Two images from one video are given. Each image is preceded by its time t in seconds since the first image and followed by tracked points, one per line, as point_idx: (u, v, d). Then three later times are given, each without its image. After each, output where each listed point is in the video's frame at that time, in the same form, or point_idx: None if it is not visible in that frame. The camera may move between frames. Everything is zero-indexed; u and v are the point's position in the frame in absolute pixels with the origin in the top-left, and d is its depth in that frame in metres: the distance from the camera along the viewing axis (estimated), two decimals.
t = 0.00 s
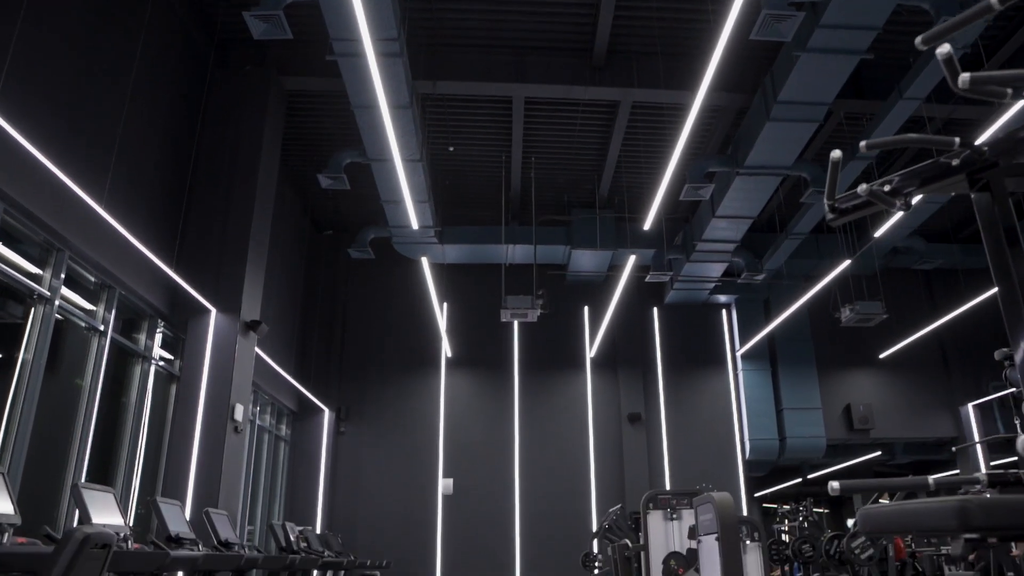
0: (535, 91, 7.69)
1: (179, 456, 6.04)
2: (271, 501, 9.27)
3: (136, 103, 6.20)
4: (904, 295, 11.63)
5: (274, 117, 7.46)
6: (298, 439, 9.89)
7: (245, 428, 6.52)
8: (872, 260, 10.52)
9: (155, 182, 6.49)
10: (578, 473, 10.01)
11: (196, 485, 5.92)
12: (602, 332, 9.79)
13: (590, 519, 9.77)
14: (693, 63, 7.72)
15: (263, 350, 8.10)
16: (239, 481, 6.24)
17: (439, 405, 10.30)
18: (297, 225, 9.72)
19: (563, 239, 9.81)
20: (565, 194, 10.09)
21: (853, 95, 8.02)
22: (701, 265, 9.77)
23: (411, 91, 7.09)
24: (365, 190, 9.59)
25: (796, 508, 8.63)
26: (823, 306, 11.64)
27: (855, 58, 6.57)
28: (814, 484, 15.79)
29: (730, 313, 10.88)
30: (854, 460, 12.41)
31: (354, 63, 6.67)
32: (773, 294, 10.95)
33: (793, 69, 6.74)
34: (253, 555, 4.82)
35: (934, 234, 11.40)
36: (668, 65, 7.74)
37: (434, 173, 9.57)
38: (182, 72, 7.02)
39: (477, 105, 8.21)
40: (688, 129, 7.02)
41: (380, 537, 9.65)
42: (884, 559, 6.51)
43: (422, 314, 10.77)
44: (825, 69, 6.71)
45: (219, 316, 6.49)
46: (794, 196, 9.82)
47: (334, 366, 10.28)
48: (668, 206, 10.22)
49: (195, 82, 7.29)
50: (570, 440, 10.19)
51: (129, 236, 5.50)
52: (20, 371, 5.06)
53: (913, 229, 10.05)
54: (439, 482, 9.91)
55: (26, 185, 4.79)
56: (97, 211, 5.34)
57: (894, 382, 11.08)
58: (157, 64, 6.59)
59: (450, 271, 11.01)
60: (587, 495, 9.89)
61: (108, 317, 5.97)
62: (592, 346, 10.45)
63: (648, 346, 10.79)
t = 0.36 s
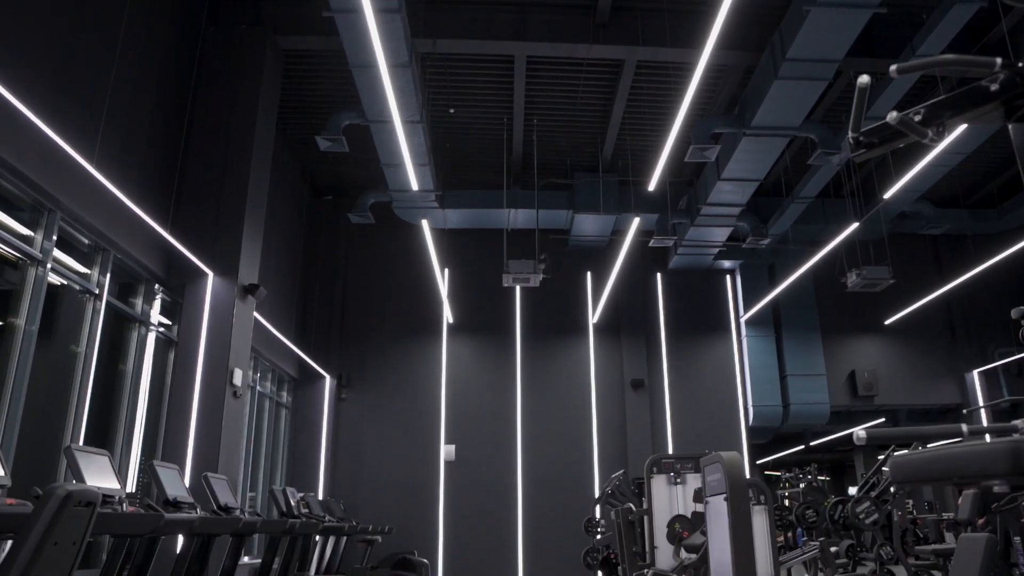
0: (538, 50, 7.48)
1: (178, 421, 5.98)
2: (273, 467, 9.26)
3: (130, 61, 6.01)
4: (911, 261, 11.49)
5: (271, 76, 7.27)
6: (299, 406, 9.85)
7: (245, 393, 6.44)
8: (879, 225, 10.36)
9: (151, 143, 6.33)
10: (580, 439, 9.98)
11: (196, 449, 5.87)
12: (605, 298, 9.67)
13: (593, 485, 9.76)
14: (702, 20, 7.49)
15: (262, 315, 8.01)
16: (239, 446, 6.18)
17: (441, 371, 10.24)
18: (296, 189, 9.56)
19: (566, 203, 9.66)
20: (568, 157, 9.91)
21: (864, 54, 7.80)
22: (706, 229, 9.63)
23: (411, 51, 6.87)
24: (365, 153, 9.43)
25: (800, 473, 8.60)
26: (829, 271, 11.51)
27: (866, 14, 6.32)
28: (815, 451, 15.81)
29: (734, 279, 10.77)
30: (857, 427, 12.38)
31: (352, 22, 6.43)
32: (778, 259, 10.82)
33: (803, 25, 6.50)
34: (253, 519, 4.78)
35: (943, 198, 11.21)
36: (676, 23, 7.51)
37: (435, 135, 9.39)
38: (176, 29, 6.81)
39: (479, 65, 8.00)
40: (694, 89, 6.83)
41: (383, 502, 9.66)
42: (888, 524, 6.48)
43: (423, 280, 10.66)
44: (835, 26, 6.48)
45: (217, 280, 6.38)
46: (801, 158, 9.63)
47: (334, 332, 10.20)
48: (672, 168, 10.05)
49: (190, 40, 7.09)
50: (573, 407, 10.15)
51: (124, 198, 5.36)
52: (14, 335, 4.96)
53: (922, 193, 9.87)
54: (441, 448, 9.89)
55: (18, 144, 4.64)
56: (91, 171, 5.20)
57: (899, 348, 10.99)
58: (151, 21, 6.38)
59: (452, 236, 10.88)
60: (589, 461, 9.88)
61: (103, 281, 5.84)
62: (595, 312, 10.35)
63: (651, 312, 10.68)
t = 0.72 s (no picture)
0: (545, 16, 7.27)
1: (180, 394, 5.91)
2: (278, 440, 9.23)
3: (126, 27, 5.84)
4: (924, 233, 11.30)
5: (271, 43, 7.08)
6: (304, 379, 9.80)
7: (247, 365, 6.36)
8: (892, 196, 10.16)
9: (149, 111, 6.19)
10: (586, 413, 9.91)
11: (199, 422, 5.81)
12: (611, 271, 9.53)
13: (600, 458, 9.71)
14: None
15: (264, 288, 7.91)
16: (241, 419, 6.11)
17: (447, 345, 10.16)
18: (300, 160, 9.42)
19: (573, 174, 9.50)
20: (575, 127, 9.73)
21: (881, 18, 7.56)
22: (715, 200, 9.47)
23: (413, 17, 6.66)
24: (369, 124, 9.26)
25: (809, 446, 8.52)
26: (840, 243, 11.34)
27: None
28: (824, 425, 15.75)
29: (743, 251, 10.62)
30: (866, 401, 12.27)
31: None
32: (788, 231, 10.64)
33: None
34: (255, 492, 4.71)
35: (959, 168, 10.97)
36: None
37: (439, 105, 9.22)
38: None
39: (483, 32, 7.79)
40: (704, 53, 6.63)
41: (389, 476, 9.64)
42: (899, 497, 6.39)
43: (429, 254, 10.54)
44: None
45: (217, 251, 6.27)
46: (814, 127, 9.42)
47: (338, 305, 10.11)
48: (681, 138, 9.86)
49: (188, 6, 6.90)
50: (580, 380, 10.06)
51: (121, 166, 5.24)
52: (10, 306, 4.87)
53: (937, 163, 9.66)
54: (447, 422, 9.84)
55: (11, 109, 4.51)
56: (86, 138, 5.07)
57: (910, 321, 10.84)
58: None
59: (457, 209, 10.73)
60: (596, 435, 9.81)
61: (101, 252, 5.73)
62: (602, 285, 10.22)
63: (659, 285, 10.54)
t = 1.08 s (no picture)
0: None
1: (179, 372, 5.81)
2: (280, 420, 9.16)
3: None
4: (933, 211, 11.12)
5: (268, 14, 6.90)
6: (305, 359, 9.72)
7: (247, 343, 6.26)
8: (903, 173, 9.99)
9: (143, 83, 6.03)
10: (590, 393, 9.82)
11: (198, 401, 5.72)
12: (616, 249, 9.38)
13: (604, 438, 9.63)
14: None
15: (264, 265, 7.80)
16: (241, 398, 6.02)
17: (449, 324, 10.06)
18: (300, 137, 9.26)
19: (577, 150, 9.34)
20: (579, 103, 9.56)
21: None
22: (722, 177, 9.30)
23: None
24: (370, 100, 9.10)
25: (815, 426, 8.42)
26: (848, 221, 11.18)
27: None
28: (829, 406, 15.66)
29: (750, 229, 10.47)
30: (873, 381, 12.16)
31: None
32: (796, 208, 10.48)
33: None
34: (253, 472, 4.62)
35: (972, 145, 10.77)
36: None
37: (441, 81, 9.04)
38: None
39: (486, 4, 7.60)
40: (711, 25, 6.45)
41: (391, 456, 9.58)
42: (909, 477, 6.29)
43: (431, 232, 10.40)
44: None
45: (216, 227, 6.15)
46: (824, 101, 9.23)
47: (340, 284, 10.01)
48: (687, 114, 9.69)
49: None
50: (585, 360, 9.96)
51: (114, 139, 5.10)
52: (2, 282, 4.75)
53: (948, 139, 9.46)
54: (450, 402, 9.76)
55: None
56: (77, 110, 4.92)
57: (919, 301, 10.69)
58: None
59: (460, 186, 10.58)
60: (600, 415, 9.73)
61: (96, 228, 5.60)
62: (606, 264, 10.08)
63: (665, 263, 10.40)
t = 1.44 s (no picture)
0: None
1: (176, 352, 5.71)
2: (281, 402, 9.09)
3: None
4: (942, 191, 10.95)
5: None
6: (306, 340, 9.64)
7: (245, 322, 6.15)
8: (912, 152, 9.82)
9: (135, 57, 5.88)
10: (594, 374, 9.72)
11: (195, 381, 5.62)
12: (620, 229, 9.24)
13: (608, 419, 9.55)
14: None
15: (263, 244, 7.67)
16: (239, 378, 5.92)
17: (451, 305, 9.95)
18: (299, 115, 9.12)
19: (581, 128, 9.17)
20: (583, 80, 9.38)
21: None
22: (728, 155, 9.14)
23: None
24: (371, 76, 8.94)
25: (822, 408, 8.32)
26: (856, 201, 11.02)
27: None
28: (834, 388, 15.57)
29: (756, 209, 10.32)
30: (880, 363, 12.05)
31: None
32: (803, 188, 10.32)
33: None
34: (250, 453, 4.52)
35: (983, 123, 10.57)
36: None
37: (442, 57, 8.87)
38: None
39: None
40: None
41: (393, 438, 9.51)
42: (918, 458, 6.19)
43: (433, 212, 10.27)
44: None
45: (213, 204, 6.02)
46: (833, 78, 9.06)
47: (341, 264, 9.90)
48: (693, 91, 9.52)
49: None
50: (589, 341, 9.85)
51: (106, 111, 4.95)
52: None
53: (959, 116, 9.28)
54: (452, 383, 9.68)
55: None
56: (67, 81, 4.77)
57: (927, 282, 10.55)
58: None
59: (462, 165, 10.43)
60: (604, 396, 9.64)
61: (89, 204, 5.47)
62: (610, 244, 9.95)
63: (670, 243, 10.27)
